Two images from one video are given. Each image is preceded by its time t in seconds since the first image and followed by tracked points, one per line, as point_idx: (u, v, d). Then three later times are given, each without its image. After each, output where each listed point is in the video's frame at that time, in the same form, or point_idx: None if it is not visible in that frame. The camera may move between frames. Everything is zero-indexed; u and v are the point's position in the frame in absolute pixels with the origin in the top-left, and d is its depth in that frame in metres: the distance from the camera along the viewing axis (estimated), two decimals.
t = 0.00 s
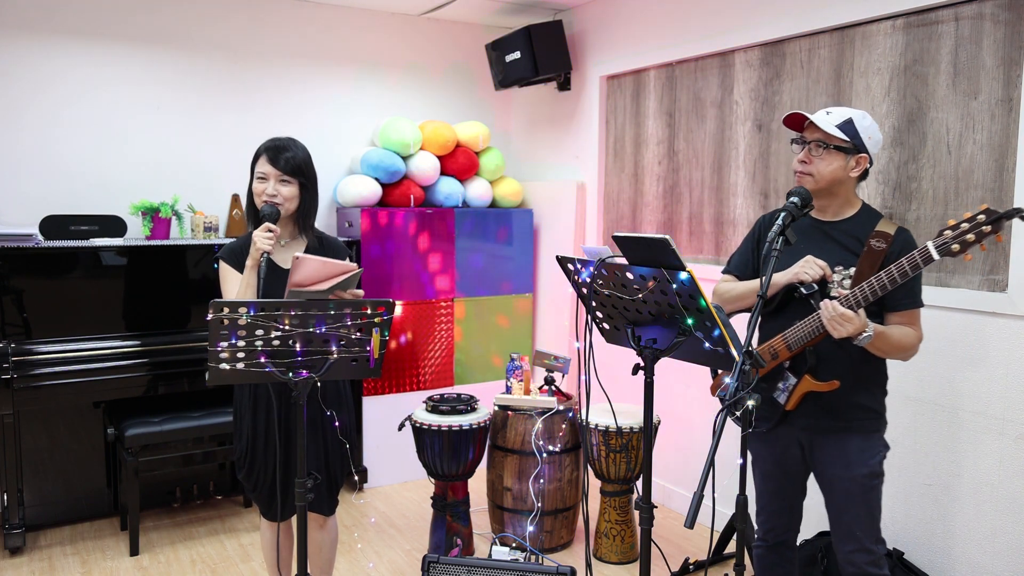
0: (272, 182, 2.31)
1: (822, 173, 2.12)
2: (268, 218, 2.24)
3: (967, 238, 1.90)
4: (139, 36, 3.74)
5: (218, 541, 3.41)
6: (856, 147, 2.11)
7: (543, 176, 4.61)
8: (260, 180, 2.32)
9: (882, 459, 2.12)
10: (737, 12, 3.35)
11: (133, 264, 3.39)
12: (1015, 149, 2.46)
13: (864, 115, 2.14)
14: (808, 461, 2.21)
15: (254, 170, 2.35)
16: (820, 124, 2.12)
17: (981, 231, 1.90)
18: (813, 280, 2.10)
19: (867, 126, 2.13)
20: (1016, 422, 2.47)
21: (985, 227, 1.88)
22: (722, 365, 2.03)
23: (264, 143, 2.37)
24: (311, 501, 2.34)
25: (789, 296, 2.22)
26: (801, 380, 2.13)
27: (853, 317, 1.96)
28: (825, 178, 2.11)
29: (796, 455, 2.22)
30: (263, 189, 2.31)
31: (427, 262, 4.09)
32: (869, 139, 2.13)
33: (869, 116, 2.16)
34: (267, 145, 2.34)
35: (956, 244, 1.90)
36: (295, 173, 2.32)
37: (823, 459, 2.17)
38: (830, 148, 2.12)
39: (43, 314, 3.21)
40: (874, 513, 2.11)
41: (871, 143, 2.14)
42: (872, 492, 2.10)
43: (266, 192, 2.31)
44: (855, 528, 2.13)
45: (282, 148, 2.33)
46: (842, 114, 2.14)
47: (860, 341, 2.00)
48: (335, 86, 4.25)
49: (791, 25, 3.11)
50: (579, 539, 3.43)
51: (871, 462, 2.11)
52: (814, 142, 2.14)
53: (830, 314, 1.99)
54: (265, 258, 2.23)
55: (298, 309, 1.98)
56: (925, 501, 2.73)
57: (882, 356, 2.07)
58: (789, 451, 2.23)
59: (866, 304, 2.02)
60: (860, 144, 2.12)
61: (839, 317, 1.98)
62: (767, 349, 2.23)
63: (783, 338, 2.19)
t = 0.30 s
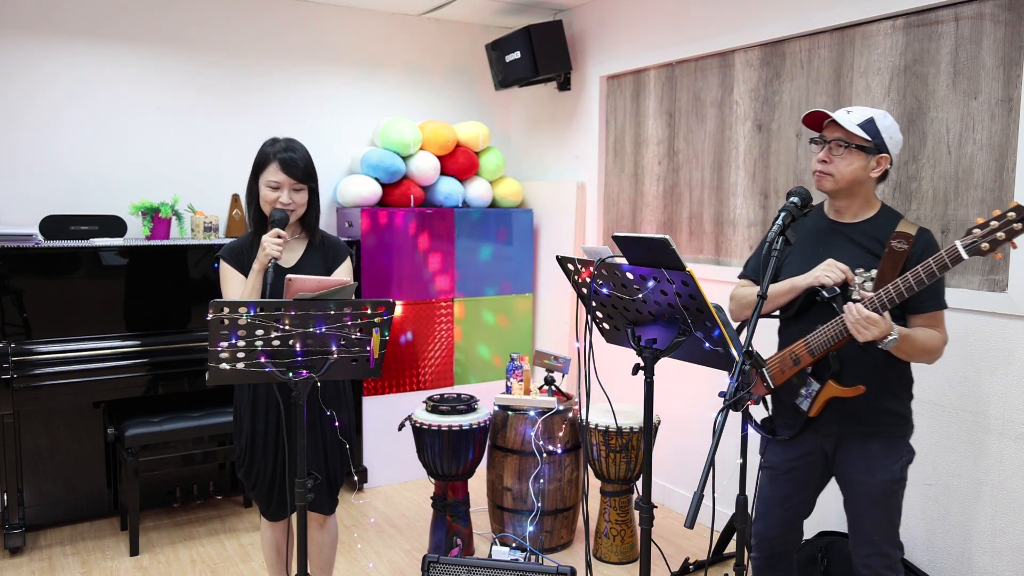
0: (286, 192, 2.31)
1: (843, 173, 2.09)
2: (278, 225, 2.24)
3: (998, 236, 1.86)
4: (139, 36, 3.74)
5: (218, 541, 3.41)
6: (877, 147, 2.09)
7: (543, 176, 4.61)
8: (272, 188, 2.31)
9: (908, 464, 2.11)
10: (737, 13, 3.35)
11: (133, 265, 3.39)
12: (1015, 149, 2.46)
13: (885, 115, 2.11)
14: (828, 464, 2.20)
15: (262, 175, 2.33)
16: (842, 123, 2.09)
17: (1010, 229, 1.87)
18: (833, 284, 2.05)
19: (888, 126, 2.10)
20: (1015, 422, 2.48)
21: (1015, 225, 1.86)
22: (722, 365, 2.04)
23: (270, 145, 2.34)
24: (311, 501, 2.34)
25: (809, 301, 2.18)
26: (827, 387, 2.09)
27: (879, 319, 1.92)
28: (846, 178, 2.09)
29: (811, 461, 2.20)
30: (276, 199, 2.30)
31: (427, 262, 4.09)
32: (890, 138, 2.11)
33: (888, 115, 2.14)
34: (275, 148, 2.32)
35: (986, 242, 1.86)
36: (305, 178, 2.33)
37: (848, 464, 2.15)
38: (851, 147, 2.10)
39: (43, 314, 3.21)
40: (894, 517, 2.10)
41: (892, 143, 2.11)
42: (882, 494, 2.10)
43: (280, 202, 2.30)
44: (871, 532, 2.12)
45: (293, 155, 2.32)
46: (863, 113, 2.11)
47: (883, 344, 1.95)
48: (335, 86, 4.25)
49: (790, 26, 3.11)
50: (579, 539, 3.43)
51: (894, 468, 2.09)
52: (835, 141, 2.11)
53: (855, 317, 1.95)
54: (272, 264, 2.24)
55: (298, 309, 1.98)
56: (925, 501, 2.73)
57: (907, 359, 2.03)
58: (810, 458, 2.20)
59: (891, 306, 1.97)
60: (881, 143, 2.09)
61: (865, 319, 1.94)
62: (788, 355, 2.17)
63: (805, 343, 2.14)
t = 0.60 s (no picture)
0: (289, 193, 2.30)
1: (862, 173, 2.09)
2: (285, 228, 2.24)
3: (1005, 244, 1.81)
4: (139, 36, 3.74)
5: (218, 540, 3.41)
6: (897, 148, 2.08)
7: (543, 176, 4.61)
8: (276, 189, 2.30)
9: (917, 469, 2.10)
10: (736, 13, 3.35)
11: (133, 265, 3.39)
12: (1016, 149, 2.46)
13: (907, 116, 2.10)
14: (834, 466, 2.20)
15: (265, 175, 2.32)
16: (862, 123, 2.09)
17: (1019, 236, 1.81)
18: (845, 285, 2.06)
19: (909, 126, 2.09)
20: (1016, 422, 2.48)
21: None
22: (722, 364, 2.04)
23: (272, 145, 2.34)
24: (311, 501, 2.34)
25: (822, 304, 2.19)
26: (835, 390, 2.09)
27: (888, 323, 1.90)
28: (865, 178, 2.08)
29: (815, 463, 2.20)
30: (280, 200, 2.30)
31: (427, 262, 4.09)
32: (911, 139, 2.10)
33: (910, 116, 2.12)
34: (278, 149, 2.32)
35: (993, 249, 1.82)
36: (309, 180, 2.33)
37: (856, 467, 2.15)
38: (871, 148, 2.09)
39: (44, 314, 3.21)
40: (900, 521, 2.10)
41: (913, 144, 2.10)
42: (886, 495, 2.10)
43: (284, 203, 2.30)
44: (877, 534, 2.12)
45: (296, 156, 2.31)
46: (884, 113, 2.11)
47: (895, 349, 1.95)
48: (336, 86, 4.25)
49: (789, 25, 3.11)
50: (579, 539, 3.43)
51: (904, 472, 2.08)
52: (855, 141, 2.11)
53: (863, 321, 1.94)
54: (278, 266, 2.24)
55: (298, 309, 1.98)
56: (927, 501, 2.73)
57: (921, 363, 2.02)
58: (817, 458, 2.20)
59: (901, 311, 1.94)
60: (901, 144, 2.09)
61: (873, 324, 1.92)
62: (800, 357, 2.17)
63: (816, 345, 2.13)
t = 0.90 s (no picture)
0: (290, 193, 2.30)
1: (866, 173, 2.08)
2: (288, 229, 2.24)
3: (993, 247, 1.80)
4: (139, 36, 3.74)
5: (218, 540, 3.41)
6: (901, 147, 2.07)
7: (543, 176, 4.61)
8: (276, 189, 2.30)
9: (918, 470, 2.10)
10: (736, 13, 3.35)
11: (133, 265, 3.39)
12: (1016, 149, 2.46)
13: (911, 114, 2.10)
14: (835, 466, 2.20)
15: (265, 176, 2.32)
16: (866, 123, 2.08)
17: (1008, 240, 1.79)
18: (846, 285, 2.05)
19: (914, 125, 2.09)
20: (1017, 422, 2.48)
21: (1011, 236, 1.78)
22: (722, 364, 2.04)
23: (272, 145, 2.34)
24: (312, 501, 2.34)
25: (823, 304, 2.19)
26: (834, 390, 2.08)
27: (883, 325, 1.90)
28: (869, 178, 2.08)
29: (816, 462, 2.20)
30: (280, 200, 2.30)
31: (427, 262, 4.09)
32: (916, 138, 2.09)
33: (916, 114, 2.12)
34: (278, 148, 2.32)
35: (980, 252, 1.81)
36: (309, 179, 2.33)
37: (856, 468, 2.15)
38: (875, 147, 2.08)
39: (44, 314, 3.21)
40: (900, 521, 2.09)
41: (918, 142, 2.09)
42: (886, 495, 2.10)
43: (284, 203, 2.30)
44: (877, 534, 2.12)
45: (296, 155, 2.31)
46: (888, 112, 2.10)
47: (893, 349, 1.95)
48: (336, 86, 4.25)
49: (789, 26, 3.11)
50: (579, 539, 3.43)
51: (904, 473, 2.08)
52: (858, 140, 2.10)
53: (860, 322, 1.93)
54: (281, 267, 2.23)
55: (297, 309, 1.98)
56: (927, 501, 2.73)
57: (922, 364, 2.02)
58: (819, 458, 2.21)
59: (897, 311, 1.94)
60: (906, 143, 2.08)
61: (868, 325, 1.92)
62: (801, 355, 2.18)
63: (817, 344, 2.13)
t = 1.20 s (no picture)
0: (288, 193, 2.30)
1: (868, 171, 2.08)
2: (287, 229, 2.24)
3: (994, 248, 1.81)
4: (138, 36, 3.74)
5: (218, 540, 3.41)
6: (904, 146, 2.07)
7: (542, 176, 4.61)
8: (275, 190, 2.30)
9: (916, 470, 2.10)
10: (736, 13, 3.35)
11: (133, 265, 3.39)
12: (1015, 149, 2.46)
13: (914, 113, 2.10)
14: (832, 466, 2.20)
15: (263, 176, 2.32)
16: (870, 120, 2.08)
17: (1008, 240, 1.80)
18: (844, 285, 2.06)
19: (916, 124, 2.09)
20: (1016, 422, 2.48)
21: (1012, 237, 1.80)
22: (723, 364, 2.04)
23: (270, 146, 2.33)
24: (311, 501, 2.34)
25: (822, 304, 2.19)
26: (831, 390, 2.09)
27: (881, 325, 1.90)
28: (870, 175, 2.08)
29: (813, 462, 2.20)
30: (279, 200, 2.30)
31: (427, 261, 4.09)
32: (918, 137, 2.09)
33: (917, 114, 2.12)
34: (276, 149, 2.32)
35: (981, 253, 1.82)
36: (308, 179, 2.33)
37: (854, 468, 2.16)
38: (877, 145, 2.08)
39: (44, 314, 3.21)
40: (898, 522, 2.09)
41: (919, 142, 2.10)
42: (884, 496, 2.10)
43: (283, 203, 2.30)
44: (875, 534, 2.12)
45: (294, 155, 2.31)
46: (892, 109, 2.11)
47: (891, 350, 1.96)
48: (336, 86, 4.25)
49: (790, 25, 3.11)
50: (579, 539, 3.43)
51: (902, 473, 2.08)
52: (861, 137, 2.10)
53: (858, 322, 1.93)
54: (280, 268, 2.23)
55: (298, 309, 1.98)
56: (927, 501, 2.73)
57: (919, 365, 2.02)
58: (816, 459, 2.20)
59: (895, 312, 1.95)
60: (907, 143, 2.08)
61: (867, 325, 1.92)
62: (798, 356, 2.18)
63: (814, 344, 2.14)
